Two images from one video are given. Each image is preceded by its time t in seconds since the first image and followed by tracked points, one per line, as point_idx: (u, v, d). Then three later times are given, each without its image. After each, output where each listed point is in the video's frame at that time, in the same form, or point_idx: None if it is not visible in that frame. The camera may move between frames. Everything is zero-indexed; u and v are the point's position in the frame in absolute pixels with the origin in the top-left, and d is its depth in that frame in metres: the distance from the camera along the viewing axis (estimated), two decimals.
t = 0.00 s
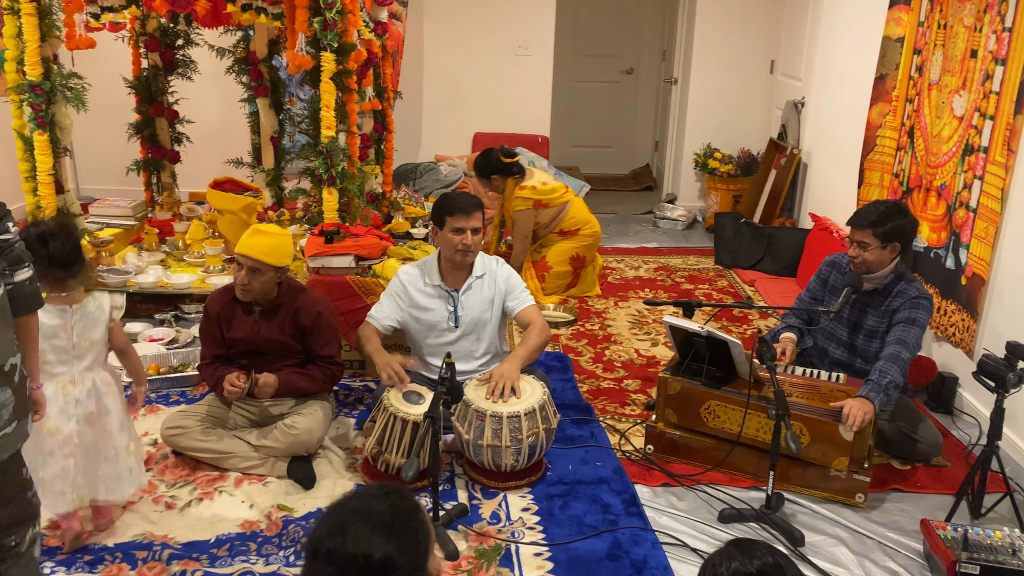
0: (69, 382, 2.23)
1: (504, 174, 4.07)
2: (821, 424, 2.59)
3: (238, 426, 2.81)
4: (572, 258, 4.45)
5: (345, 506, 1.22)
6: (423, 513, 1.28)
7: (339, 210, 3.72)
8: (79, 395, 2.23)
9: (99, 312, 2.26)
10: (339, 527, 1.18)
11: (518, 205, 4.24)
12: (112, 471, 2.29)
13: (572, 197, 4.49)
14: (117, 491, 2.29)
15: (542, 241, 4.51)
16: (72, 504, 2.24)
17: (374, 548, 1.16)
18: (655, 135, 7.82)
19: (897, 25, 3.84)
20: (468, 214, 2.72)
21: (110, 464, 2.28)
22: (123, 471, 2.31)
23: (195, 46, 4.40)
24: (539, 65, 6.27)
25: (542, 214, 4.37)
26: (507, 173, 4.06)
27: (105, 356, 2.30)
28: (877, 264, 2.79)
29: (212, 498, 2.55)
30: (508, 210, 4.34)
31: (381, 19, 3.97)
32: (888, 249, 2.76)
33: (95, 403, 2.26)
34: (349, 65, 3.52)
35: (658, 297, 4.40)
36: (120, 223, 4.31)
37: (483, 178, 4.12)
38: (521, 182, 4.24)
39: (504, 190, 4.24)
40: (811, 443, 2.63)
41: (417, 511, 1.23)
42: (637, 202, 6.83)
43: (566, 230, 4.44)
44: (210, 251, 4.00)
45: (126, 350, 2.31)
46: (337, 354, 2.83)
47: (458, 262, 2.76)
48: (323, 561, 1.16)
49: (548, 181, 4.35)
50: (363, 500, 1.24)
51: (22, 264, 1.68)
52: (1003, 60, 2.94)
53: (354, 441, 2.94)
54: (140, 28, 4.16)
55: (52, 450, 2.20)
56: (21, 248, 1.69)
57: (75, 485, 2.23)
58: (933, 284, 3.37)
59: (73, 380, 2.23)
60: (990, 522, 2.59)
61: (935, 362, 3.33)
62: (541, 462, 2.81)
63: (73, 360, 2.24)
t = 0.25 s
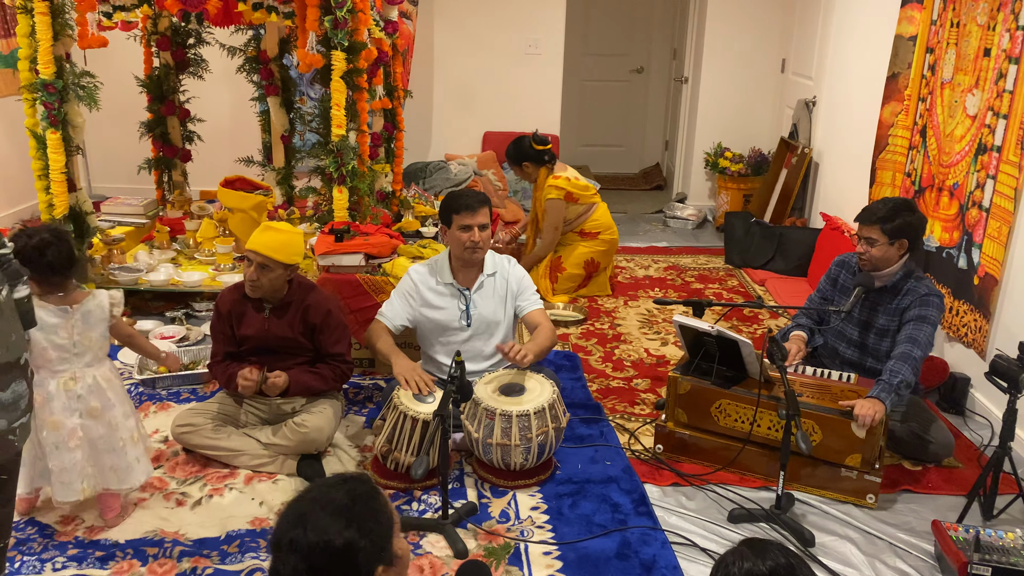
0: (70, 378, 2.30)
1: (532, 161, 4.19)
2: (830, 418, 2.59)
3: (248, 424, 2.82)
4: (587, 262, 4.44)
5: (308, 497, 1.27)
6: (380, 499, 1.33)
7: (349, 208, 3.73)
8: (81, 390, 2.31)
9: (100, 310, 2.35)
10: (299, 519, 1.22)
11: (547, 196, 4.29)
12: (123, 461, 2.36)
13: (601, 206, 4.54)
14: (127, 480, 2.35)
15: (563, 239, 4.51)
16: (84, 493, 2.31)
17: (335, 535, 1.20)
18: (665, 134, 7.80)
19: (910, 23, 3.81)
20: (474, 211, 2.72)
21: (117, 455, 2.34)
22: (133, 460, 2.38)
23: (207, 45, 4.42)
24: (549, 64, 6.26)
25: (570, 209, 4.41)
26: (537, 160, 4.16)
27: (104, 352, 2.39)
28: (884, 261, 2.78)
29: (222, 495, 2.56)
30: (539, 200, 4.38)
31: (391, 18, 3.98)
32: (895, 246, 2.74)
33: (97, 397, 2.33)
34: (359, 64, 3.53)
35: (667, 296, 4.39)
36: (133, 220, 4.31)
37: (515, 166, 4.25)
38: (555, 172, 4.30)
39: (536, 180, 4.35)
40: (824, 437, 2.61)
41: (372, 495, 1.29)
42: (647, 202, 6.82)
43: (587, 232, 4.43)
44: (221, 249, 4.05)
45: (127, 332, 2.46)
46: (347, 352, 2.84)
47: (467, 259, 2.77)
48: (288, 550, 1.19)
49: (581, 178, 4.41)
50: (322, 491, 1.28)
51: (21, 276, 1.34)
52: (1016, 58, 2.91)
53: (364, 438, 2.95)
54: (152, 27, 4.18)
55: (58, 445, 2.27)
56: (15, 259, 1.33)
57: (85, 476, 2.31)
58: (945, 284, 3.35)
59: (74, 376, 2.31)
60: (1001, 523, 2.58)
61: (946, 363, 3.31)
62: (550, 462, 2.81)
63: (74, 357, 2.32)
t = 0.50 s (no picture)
0: (49, 376, 2.37)
1: (547, 153, 4.27)
2: (837, 420, 2.58)
3: (255, 422, 2.83)
4: (597, 263, 4.43)
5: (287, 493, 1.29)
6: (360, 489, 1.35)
7: (356, 207, 3.74)
8: (60, 386, 2.38)
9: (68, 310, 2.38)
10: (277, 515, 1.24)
11: (565, 189, 4.31)
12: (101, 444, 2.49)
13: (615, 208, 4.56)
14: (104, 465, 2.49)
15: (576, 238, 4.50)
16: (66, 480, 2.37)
17: (313, 529, 1.22)
18: (673, 133, 7.79)
19: (919, 21, 3.80)
20: (483, 213, 2.71)
21: (97, 444, 2.47)
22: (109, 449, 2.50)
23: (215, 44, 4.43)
24: (556, 63, 6.26)
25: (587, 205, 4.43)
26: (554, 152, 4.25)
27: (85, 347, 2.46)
28: (892, 263, 2.76)
29: (229, 493, 2.57)
30: (558, 195, 4.40)
31: (399, 17, 3.99)
32: (905, 247, 2.73)
33: (77, 392, 2.42)
34: (366, 63, 3.53)
35: (674, 295, 4.38)
36: (140, 219, 4.28)
37: (529, 159, 4.34)
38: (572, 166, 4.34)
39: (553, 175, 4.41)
40: (828, 443, 2.62)
41: (348, 485, 1.31)
42: (654, 201, 6.81)
43: (599, 230, 4.43)
44: (229, 248, 4.06)
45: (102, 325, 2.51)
46: (354, 351, 2.84)
47: (474, 259, 2.77)
48: (268, 546, 1.22)
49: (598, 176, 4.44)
50: (301, 485, 1.30)
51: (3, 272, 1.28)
52: None
53: (371, 437, 2.95)
54: (160, 26, 4.20)
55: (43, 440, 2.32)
56: None
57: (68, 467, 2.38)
58: (954, 284, 3.34)
59: (52, 373, 2.37)
60: (1010, 524, 2.56)
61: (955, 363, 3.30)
62: (557, 461, 2.81)
63: (49, 356, 2.37)
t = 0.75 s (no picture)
0: (64, 373, 2.39)
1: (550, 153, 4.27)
2: (844, 418, 2.57)
3: (260, 420, 2.84)
4: (600, 262, 4.42)
5: (294, 490, 1.28)
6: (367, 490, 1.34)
7: (361, 206, 3.74)
8: (75, 385, 2.39)
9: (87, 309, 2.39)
10: (284, 511, 1.23)
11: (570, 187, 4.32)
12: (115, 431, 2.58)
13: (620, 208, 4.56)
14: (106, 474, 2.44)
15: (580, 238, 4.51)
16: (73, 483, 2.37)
17: (321, 526, 1.21)
18: (677, 132, 7.78)
19: (924, 20, 3.79)
20: (488, 211, 2.71)
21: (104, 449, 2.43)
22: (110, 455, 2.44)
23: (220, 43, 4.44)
24: (561, 61, 6.26)
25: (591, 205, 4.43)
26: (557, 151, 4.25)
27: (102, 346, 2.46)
28: (897, 262, 2.76)
29: (234, 491, 2.57)
30: (563, 194, 4.41)
31: (403, 16, 3.99)
32: (908, 245, 2.72)
33: (90, 392, 2.41)
34: (371, 62, 3.54)
35: (679, 294, 4.38)
36: (146, 218, 4.34)
37: (533, 159, 4.35)
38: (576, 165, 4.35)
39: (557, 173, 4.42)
40: (835, 438, 2.60)
41: (356, 483, 1.30)
42: (659, 200, 6.80)
43: (603, 229, 4.44)
44: (233, 246, 4.09)
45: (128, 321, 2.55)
46: (358, 349, 2.85)
47: (478, 258, 2.77)
48: (276, 543, 1.20)
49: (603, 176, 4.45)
50: (307, 484, 1.29)
51: None
52: None
53: (375, 435, 2.96)
54: (165, 25, 4.21)
55: (53, 436, 2.36)
56: None
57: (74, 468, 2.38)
58: (959, 283, 3.33)
59: (68, 371, 2.39)
60: (1016, 524, 2.56)
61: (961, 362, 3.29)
62: (561, 459, 2.81)
63: (66, 354, 2.39)
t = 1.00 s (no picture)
0: (120, 364, 2.31)
1: (556, 153, 4.27)
2: (845, 420, 2.57)
3: (263, 419, 2.84)
4: (602, 262, 4.43)
5: (326, 491, 1.25)
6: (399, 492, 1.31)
7: (363, 204, 3.75)
8: (132, 374, 2.32)
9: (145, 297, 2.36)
10: (315, 512, 1.20)
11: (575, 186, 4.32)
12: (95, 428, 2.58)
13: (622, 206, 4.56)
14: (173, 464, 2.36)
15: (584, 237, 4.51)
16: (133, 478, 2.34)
17: (352, 531, 1.18)
18: (679, 131, 7.78)
19: (927, 19, 3.78)
20: (481, 210, 2.72)
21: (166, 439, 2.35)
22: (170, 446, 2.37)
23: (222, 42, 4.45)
24: (563, 60, 6.26)
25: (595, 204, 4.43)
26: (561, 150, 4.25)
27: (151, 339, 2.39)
28: (902, 261, 2.75)
29: (237, 489, 2.58)
30: (568, 193, 4.40)
31: (406, 15, 3.99)
32: (914, 245, 2.72)
33: (146, 381, 2.34)
34: (373, 61, 3.54)
35: (681, 294, 4.38)
36: (148, 217, 4.35)
37: (537, 159, 4.34)
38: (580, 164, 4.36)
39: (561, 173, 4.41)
40: (837, 438, 2.60)
41: (392, 491, 1.26)
42: (661, 199, 6.80)
43: (605, 228, 4.44)
44: (236, 245, 4.07)
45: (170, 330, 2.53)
46: (360, 347, 2.85)
47: (476, 257, 2.77)
48: (304, 546, 1.17)
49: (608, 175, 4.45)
50: (340, 485, 1.26)
51: None
52: None
53: (377, 434, 2.96)
54: (168, 24, 4.21)
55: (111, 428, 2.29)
56: None
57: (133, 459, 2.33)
58: (962, 282, 3.32)
59: (123, 362, 2.32)
60: (1018, 523, 2.56)
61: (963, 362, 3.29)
62: (563, 458, 2.81)
63: (122, 343, 2.31)
